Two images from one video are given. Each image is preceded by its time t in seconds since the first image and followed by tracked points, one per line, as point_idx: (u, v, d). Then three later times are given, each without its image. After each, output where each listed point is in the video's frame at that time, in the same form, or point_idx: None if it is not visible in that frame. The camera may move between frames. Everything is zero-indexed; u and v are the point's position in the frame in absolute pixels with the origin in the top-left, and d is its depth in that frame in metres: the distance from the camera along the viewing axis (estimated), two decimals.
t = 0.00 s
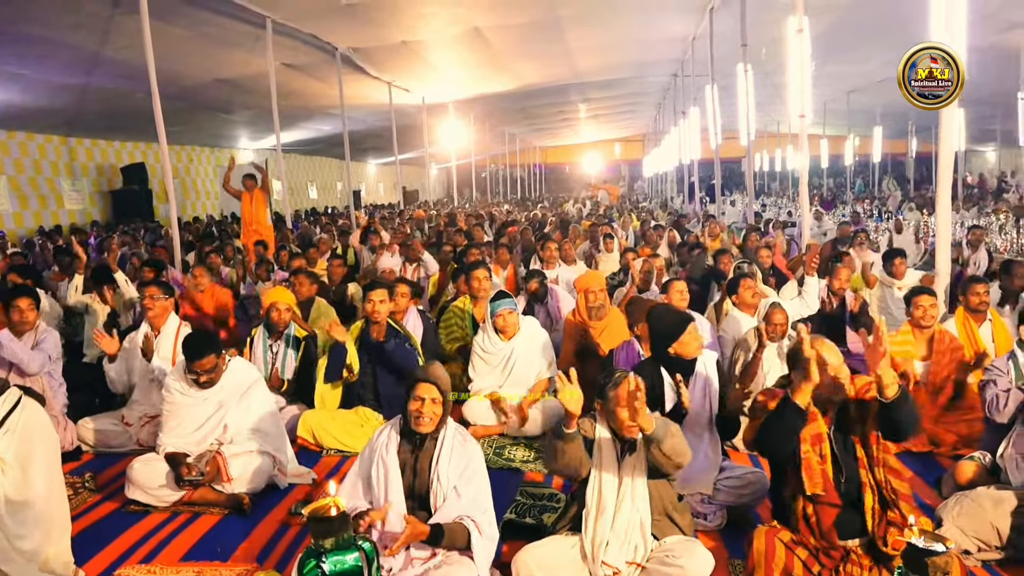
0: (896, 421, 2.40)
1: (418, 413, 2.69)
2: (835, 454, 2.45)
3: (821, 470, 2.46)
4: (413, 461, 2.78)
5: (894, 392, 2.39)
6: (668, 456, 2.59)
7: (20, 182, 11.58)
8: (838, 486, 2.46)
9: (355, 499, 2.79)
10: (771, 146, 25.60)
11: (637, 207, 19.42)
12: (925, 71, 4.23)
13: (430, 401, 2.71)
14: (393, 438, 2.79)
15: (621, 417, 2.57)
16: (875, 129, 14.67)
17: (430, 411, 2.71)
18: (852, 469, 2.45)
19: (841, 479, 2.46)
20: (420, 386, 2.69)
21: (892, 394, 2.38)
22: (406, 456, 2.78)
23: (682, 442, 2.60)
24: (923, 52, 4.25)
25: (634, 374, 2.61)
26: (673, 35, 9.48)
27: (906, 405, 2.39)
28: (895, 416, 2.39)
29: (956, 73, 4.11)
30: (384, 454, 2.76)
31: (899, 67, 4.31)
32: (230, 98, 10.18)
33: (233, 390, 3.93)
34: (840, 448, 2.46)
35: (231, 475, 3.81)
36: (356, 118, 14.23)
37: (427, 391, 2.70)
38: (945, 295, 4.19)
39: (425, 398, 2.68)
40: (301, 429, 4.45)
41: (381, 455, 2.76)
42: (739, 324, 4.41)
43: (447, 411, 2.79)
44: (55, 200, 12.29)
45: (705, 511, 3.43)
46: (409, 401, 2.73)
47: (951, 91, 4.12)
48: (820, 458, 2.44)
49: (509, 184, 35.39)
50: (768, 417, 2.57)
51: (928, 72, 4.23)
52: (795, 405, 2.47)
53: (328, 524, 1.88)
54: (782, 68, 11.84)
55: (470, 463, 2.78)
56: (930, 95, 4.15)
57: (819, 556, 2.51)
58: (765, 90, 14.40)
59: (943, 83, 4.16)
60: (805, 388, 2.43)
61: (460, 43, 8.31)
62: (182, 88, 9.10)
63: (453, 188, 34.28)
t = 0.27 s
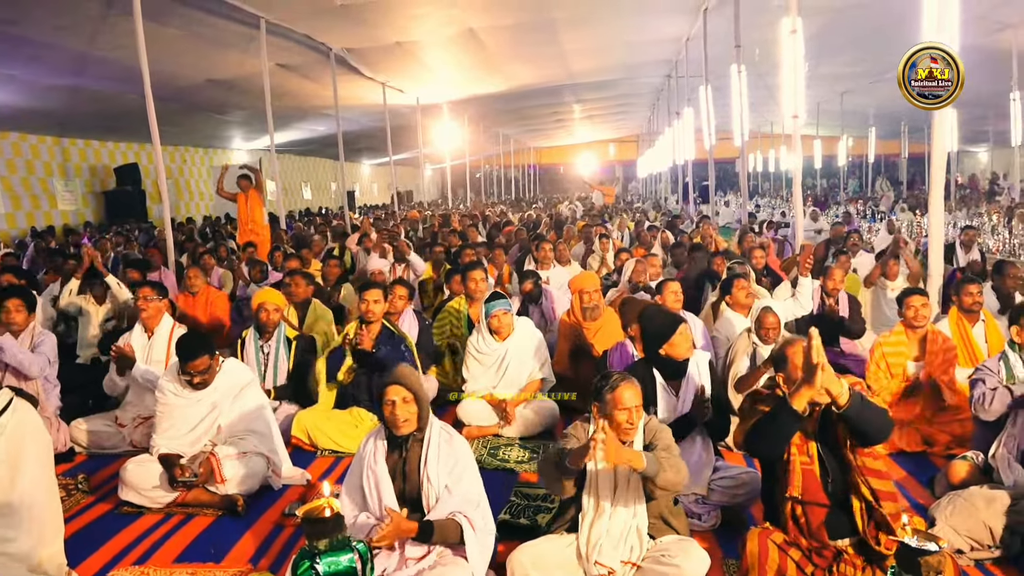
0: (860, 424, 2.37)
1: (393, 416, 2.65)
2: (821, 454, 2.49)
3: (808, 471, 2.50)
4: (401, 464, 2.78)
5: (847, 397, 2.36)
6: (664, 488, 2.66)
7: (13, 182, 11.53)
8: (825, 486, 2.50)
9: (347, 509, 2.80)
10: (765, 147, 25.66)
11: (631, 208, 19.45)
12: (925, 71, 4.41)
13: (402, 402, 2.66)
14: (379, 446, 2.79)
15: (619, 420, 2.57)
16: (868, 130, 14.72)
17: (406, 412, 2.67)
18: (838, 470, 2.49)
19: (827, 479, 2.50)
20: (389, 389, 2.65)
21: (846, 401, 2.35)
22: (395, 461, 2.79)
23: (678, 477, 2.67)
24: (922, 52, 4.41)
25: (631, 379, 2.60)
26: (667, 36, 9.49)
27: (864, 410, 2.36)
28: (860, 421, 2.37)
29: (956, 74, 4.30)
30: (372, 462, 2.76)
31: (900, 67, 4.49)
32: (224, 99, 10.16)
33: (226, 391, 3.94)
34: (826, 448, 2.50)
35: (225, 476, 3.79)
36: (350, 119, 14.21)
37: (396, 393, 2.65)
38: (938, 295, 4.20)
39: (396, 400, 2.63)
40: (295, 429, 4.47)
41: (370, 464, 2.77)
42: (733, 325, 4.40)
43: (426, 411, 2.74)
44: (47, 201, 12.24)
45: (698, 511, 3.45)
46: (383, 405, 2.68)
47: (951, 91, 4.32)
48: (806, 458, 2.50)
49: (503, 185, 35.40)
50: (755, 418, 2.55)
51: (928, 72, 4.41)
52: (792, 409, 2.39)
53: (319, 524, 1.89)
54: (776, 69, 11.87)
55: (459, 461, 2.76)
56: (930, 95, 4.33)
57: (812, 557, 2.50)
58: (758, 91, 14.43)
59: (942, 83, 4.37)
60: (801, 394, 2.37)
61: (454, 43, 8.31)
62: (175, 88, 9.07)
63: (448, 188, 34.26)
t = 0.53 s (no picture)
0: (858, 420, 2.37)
1: (372, 424, 2.66)
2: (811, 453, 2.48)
3: (798, 471, 2.49)
4: (388, 467, 2.77)
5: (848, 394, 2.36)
6: (663, 466, 2.64)
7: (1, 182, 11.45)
8: (816, 486, 2.49)
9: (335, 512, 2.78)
10: (756, 147, 25.74)
11: (622, 207, 19.48)
12: (924, 71, 4.31)
13: (377, 409, 2.66)
14: (365, 450, 2.78)
15: (612, 419, 2.59)
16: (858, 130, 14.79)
17: (383, 419, 2.67)
18: (829, 469, 2.47)
19: (818, 479, 2.48)
20: (365, 396, 2.64)
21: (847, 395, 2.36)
22: (380, 463, 2.78)
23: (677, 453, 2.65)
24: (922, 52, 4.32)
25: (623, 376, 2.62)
26: (658, 37, 9.51)
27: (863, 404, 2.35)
28: (861, 413, 2.36)
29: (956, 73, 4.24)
30: (358, 465, 2.76)
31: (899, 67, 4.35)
32: (214, 98, 10.12)
33: (216, 392, 3.93)
34: (817, 448, 2.48)
35: (214, 478, 3.79)
36: (341, 118, 14.18)
37: (371, 400, 2.64)
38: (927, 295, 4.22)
39: (371, 408, 2.63)
40: (285, 432, 4.46)
41: (356, 469, 2.76)
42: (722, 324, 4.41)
43: (406, 414, 2.73)
44: (36, 201, 12.17)
45: (689, 510, 3.45)
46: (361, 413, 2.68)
47: (950, 91, 4.28)
48: (796, 458, 2.49)
49: (495, 184, 35.39)
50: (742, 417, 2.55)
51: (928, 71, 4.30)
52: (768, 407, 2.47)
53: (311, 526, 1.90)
54: (766, 70, 11.91)
55: (445, 461, 2.76)
56: (931, 95, 4.20)
57: (803, 556, 2.51)
58: (749, 91, 14.48)
59: (942, 83, 4.29)
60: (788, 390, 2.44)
61: (445, 43, 8.30)
62: (165, 88, 9.03)
63: (439, 188, 34.24)
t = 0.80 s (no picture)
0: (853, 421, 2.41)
1: (368, 422, 2.64)
2: (808, 452, 2.49)
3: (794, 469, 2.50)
4: (380, 468, 2.77)
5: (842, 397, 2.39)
6: (639, 489, 2.63)
7: None
8: (810, 484, 2.51)
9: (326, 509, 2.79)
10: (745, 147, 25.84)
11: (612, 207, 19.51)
12: (925, 71, 4.27)
13: (377, 407, 2.64)
14: (359, 448, 2.78)
15: (604, 420, 2.56)
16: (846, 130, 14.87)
17: (379, 418, 2.65)
18: (823, 467, 2.49)
19: (812, 477, 2.50)
20: (366, 393, 2.63)
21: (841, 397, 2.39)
22: (373, 464, 2.77)
23: (656, 476, 2.63)
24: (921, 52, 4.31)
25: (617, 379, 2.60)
26: (647, 37, 9.53)
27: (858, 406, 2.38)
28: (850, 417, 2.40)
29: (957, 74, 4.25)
30: (352, 463, 2.77)
31: (900, 66, 4.29)
32: (202, 98, 10.09)
33: (205, 393, 3.91)
34: (813, 447, 2.49)
35: (203, 479, 3.76)
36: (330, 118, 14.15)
37: (372, 399, 2.63)
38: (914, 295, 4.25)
39: (371, 405, 2.61)
40: (274, 432, 4.44)
41: (350, 465, 2.77)
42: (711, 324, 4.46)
43: (403, 415, 2.72)
44: (22, 201, 12.08)
45: (679, 510, 3.47)
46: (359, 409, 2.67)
47: (950, 91, 4.29)
48: (794, 456, 2.49)
49: (485, 184, 35.39)
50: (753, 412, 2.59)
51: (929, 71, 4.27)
52: (789, 400, 2.50)
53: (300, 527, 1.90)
54: (755, 70, 11.95)
55: (438, 464, 2.76)
56: (932, 95, 4.20)
57: (792, 555, 2.52)
58: (737, 92, 14.54)
59: (942, 83, 4.28)
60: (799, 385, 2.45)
61: (434, 43, 8.29)
62: (153, 88, 8.99)
63: (429, 189, 34.21)
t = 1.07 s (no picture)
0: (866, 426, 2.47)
1: (376, 422, 2.65)
2: (807, 453, 2.47)
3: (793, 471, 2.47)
4: (376, 469, 2.77)
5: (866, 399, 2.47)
6: (648, 482, 2.64)
7: None
8: (807, 486, 2.49)
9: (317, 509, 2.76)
10: (735, 148, 25.94)
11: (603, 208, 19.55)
12: (925, 71, 4.10)
13: (387, 407, 2.67)
14: (354, 450, 2.75)
15: (598, 420, 2.58)
16: (834, 131, 14.95)
17: (389, 419, 2.67)
18: (822, 468, 2.48)
19: (810, 478, 2.49)
20: (375, 394, 2.65)
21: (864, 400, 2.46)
22: (369, 466, 2.77)
23: (663, 469, 2.65)
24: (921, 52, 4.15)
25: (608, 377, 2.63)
26: (637, 38, 9.55)
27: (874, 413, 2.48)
28: (870, 424, 2.48)
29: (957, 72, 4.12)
30: (347, 463, 2.74)
31: (899, 66, 4.10)
32: (192, 98, 10.05)
33: (194, 394, 3.89)
34: (813, 448, 2.48)
35: (192, 480, 3.75)
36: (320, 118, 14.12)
37: (382, 398, 2.66)
38: (902, 295, 4.27)
39: (381, 405, 2.63)
40: (264, 433, 4.43)
41: (344, 466, 2.74)
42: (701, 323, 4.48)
43: (406, 417, 2.74)
44: (10, 202, 12.00)
45: (670, 510, 3.48)
46: (365, 409, 2.69)
47: (950, 91, 4.13)
48: (793, 457, 2.46)
49: (476, 185, 35.38)
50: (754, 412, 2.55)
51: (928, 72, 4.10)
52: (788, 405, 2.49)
53: (291, 528, 1.88)
54: (744, 71, 11.99)
55: (437, 467, 2.76)
56: (931, 95, 4.05)
57: (781, 552, 2.53)
58: (727, 92, 14.58)
59: (942, 83, 4.13)
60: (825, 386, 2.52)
61: (425, 43, 8.28)
62: (141, 88, 8.95)
63: (419, 189, 34.19)
